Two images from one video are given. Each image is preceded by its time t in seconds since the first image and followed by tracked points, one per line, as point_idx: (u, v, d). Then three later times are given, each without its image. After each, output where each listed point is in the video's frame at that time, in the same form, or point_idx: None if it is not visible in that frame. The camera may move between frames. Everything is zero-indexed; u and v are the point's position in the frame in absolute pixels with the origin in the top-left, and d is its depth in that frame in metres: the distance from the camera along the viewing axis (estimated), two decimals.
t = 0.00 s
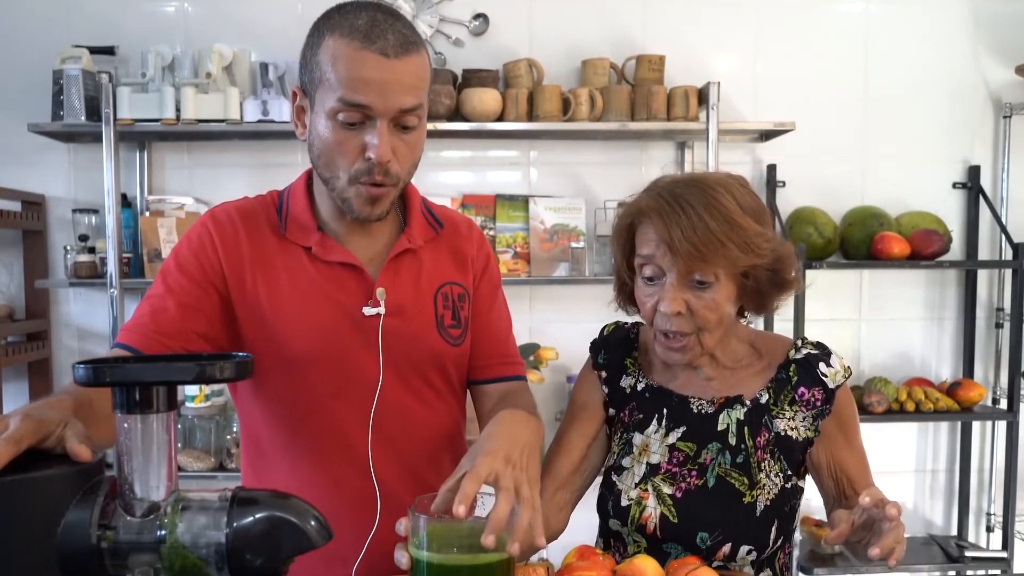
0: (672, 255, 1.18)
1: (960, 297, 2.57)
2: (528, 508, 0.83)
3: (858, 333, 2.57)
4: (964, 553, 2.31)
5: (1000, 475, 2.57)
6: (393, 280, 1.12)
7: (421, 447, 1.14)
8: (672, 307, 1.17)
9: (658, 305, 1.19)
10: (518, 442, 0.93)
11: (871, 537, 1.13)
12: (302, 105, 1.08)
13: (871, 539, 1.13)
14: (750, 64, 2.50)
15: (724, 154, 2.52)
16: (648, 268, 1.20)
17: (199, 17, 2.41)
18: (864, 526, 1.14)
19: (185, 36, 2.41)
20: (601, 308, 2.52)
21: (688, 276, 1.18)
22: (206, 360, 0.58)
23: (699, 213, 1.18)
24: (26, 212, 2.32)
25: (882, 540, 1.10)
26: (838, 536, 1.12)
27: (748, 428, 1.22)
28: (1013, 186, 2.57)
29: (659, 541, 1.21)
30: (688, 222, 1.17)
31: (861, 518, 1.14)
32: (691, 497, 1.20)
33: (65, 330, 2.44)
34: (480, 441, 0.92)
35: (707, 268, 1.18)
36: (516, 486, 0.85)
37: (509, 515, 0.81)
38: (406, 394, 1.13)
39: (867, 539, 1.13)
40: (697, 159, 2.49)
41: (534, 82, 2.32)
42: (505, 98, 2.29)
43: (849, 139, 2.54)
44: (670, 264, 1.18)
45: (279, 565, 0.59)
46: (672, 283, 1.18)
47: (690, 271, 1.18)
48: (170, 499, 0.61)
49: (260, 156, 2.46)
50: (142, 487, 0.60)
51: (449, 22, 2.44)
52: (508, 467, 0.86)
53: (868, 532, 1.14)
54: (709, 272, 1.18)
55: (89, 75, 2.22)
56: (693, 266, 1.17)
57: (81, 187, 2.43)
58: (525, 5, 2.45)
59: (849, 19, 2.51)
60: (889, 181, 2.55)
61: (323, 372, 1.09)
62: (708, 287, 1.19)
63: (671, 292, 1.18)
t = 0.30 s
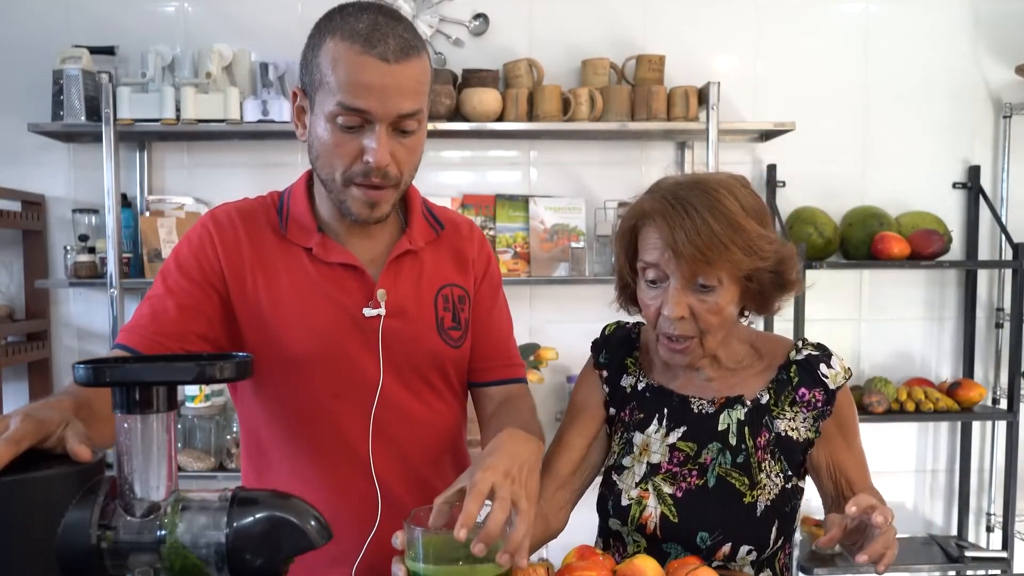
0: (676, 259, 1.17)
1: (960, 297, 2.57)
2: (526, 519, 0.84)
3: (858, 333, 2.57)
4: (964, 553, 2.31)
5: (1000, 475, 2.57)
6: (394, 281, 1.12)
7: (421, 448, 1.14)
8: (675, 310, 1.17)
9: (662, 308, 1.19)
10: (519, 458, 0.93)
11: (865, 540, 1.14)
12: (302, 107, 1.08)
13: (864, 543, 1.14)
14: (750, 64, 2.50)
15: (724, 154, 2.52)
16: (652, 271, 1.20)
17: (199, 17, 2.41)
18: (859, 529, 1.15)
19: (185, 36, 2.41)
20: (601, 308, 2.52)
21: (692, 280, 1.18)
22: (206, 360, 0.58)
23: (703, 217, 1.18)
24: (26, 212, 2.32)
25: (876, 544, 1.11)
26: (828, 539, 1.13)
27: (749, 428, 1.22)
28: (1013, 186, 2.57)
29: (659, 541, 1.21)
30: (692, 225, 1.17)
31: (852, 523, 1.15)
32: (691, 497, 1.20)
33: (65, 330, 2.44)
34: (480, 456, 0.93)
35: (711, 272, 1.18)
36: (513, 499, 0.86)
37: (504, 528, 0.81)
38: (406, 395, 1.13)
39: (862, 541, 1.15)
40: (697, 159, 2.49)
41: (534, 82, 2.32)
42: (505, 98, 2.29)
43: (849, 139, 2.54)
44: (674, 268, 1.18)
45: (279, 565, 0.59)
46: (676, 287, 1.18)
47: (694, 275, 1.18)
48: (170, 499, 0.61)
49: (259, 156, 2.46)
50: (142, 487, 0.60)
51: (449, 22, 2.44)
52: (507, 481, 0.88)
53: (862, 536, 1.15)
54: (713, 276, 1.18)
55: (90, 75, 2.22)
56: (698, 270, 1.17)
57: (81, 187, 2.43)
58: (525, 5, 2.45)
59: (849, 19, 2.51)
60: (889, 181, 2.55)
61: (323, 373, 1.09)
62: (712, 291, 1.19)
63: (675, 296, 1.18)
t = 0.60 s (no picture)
0: (703, 266, 1.17)
1: (960, 297, 2.57)
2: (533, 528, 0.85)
3: (858, 333, 2.56)
4: (965, 553, 2.30)
5: (1000, 475, 2.56)
6: (392, 281, 1.12)
7: (421, 448, 1.14)
8: (698, 316, 1.18)
9: (684, 313, 1.19)
10: (523, 468, 0.93)
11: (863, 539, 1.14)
12: (295, 106, 1.07)
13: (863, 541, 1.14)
14: (751, 64, 2.50)
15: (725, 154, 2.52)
16: (674, 276, 1.19)
17: (198, 17, 2.41)
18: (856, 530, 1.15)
19: (184, 36, 2.41)
20: (602, 307, 2.52)
21: (715, 286, 1.18)
22: (206, 360, 0.58)
23: (733, 223, 1.17)
24: (26, 212, 2.31)
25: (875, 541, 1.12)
26: (827, 538, 1.13)
27: (752, 428, 1.22)
28: (1014, 186, 2.56)
29: (661, 540, 1.20)
30: (722, 230, 1.17)
31: (852, 522, 1.15)
32: (695, 496, 1.20)
33: (65, 330, 2.44)
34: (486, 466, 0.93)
35: (735, 279, 1.18)
36: (518, 507, 0.86)
37: (510, 535, 0.81)
38: (404, 394, 1.12)
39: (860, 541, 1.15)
40: (697, 159, 2.49)
41: (534, 81, 2.32)
42: (505, 98, 2.28)
43: (850, 139, 2.54)
44: (699, 275, 1.17)
45: (279, 565, 0.59)
46: (700, 293, 1.18)
47: (718, 281, 1.18)
48: (170, 499, 0.61)
49: (259, 156, 2.45)
50: (142, 487, 0.60)
51: (449, 22, 2.43)
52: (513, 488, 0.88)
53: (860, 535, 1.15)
54: (736, 282, 1.18)
55: (89, 75, 2.21)
56: (722, 276, 1.17)
57: (80, 187, 2.43)
58: (525, 4, 2.45)
59: (849, 19, 2.51)
60: (890, 181, 2.55)
61: (321, 373, 1.09)
62: (733, 297, 1.19)
63: (697, 302, 1.18)
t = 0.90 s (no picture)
0: (704, 262, 1.17)
1: (960, 297, 2.57)
2: (533, 531, 0.85)
3: (858, 333, 2.57)
4: (964, 553, 2.31)
5: (1000, 475, 2.57)
6: (392, 282, 1.13)
7: (422, 447, 1.14)
8: (699, 311, 1.18)
9: (685, 307, 1.19)
10: (524, 473, 0.93)
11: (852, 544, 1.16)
12: (293, 110, 1.08)
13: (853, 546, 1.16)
14: (750, 64, 2.50)
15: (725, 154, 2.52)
16: (676, 272, 1.20)
17: (199, 17, 2.41)
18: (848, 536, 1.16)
19: (185, 36, 2.41)
20: (602, 307, 2.52)
21: (716, 282, 1.18)
22: (206, 360, 0.58)
23: (734, 220, 1.18)
24: (26, 212, 2.32)
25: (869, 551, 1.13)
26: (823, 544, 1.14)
27: (756, 425, 1.22)
28: (1013, 186, 2.57)
29: (662, 538, 1.20)
30: (724, 227, 1.17)
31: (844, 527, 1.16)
32: (697, 492, 1.20)
33: (65, 330, 2.44)
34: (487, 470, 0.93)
35: (736, 275, 1.18)
36: (519, 510, 0.86)
37: (511, 539, 0.81)
38: (404, 394, 1.13)
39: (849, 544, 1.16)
40: (697, 159, 2.49)
41: (534, 82, 2.32)
42: (505, 98, 2.29)
43: (849, 139, 2.54)
44: (700, 270, 1.18)
45: (279, 565, 0.59)
46: (701, 288, 1.18)
47: (719, 277, 1.18)
48: (170, 499, 0.61)
49: (259, 156, 2.46)
50: (142, 487, 0.60)
51: (449, 22, 2.44)
52: (514, 493, 0.88)
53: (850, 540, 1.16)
54: (737, 279, 1.18)
55: (90, 75, 2.22)
56: (723, 272, 1.18)
57: (81, 187, 2.43)
58: (525, 4, 2.45)
59: (849, 19, 2.51)
60: (889, 181, 2.55)
61: (321, 374, 1.09)
62: (735, 293, 1.19)
63: (699, 297, 1.18)
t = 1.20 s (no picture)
0: (699, 248, 1.18)
1: (960, 297, 2.57)
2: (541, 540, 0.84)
3: (858, 333, 2.57)
4: (964, 553, 2.31)
5: (999, 475, 2.57)
6: (394, 284, 1.13)
7: (423, 448, 1.14)
8: (695, 297, 1.18)
9: (682, 296, 1.19)
10: (530, 481, 0.92)
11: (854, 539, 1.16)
12: (296, 112, 1.08)
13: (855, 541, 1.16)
14: (750, 64, 2.50)
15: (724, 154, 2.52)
16: (672, 262, 1.20)
17: (199, 18, 2.41)
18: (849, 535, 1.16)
19: (185, 37, 2.41)
20: (601, 307, 2.53)
21: (712, 269, 1.19)
22: (206, 360, 0.59)
23: (728, 206, 1.19)
24: (26, 212, 2.32)
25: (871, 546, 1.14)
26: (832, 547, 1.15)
27: (753, 418, 1.22)
28: (1013, 186, 2.57)
29: (663, 536, 1.21)
30: (719, 213, 1.19)
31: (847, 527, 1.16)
32: (697, 487, 1.20)
33: (66, 330, 2.45)
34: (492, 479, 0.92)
35: (731, 261, 1.19)
36: (527, 520, 0.86)
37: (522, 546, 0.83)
38: (406, 396, 1.13)
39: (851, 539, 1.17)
40: (697, 159, 2.49)
41: (534, 82, 2.32)
42: (505, 98, 2.29)
43: (849, 139, 2.54)
44: (696, 257, 1.18)
45: (279, 565, 0.59)
46: (697, 276, 1.18)
47: (714, 264, 1.18)
48: (170, 499, 0.61)
49: (259, 156, 2.46)
50: (142, 487, 0.60)
51: (449, 22, 2.44)
52: (520, 502, 0.87)
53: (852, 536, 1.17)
54: (732, 264, 1.19)
55: (90, 75, 2.22)
56: (718, 259, 1.18)
57: (81, 188, 2.43)
58: (525, 4, 2.45)
59: (849, 19, 2.52)
60: (889, 181, 2.56)
61: (323, 375, 1.09)
62: (730, 280, 1.19)
63: (695, 284, 1.18)
